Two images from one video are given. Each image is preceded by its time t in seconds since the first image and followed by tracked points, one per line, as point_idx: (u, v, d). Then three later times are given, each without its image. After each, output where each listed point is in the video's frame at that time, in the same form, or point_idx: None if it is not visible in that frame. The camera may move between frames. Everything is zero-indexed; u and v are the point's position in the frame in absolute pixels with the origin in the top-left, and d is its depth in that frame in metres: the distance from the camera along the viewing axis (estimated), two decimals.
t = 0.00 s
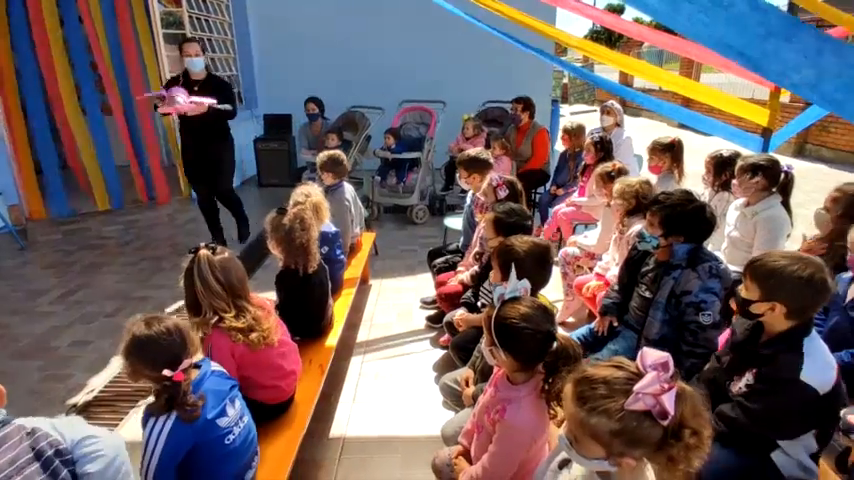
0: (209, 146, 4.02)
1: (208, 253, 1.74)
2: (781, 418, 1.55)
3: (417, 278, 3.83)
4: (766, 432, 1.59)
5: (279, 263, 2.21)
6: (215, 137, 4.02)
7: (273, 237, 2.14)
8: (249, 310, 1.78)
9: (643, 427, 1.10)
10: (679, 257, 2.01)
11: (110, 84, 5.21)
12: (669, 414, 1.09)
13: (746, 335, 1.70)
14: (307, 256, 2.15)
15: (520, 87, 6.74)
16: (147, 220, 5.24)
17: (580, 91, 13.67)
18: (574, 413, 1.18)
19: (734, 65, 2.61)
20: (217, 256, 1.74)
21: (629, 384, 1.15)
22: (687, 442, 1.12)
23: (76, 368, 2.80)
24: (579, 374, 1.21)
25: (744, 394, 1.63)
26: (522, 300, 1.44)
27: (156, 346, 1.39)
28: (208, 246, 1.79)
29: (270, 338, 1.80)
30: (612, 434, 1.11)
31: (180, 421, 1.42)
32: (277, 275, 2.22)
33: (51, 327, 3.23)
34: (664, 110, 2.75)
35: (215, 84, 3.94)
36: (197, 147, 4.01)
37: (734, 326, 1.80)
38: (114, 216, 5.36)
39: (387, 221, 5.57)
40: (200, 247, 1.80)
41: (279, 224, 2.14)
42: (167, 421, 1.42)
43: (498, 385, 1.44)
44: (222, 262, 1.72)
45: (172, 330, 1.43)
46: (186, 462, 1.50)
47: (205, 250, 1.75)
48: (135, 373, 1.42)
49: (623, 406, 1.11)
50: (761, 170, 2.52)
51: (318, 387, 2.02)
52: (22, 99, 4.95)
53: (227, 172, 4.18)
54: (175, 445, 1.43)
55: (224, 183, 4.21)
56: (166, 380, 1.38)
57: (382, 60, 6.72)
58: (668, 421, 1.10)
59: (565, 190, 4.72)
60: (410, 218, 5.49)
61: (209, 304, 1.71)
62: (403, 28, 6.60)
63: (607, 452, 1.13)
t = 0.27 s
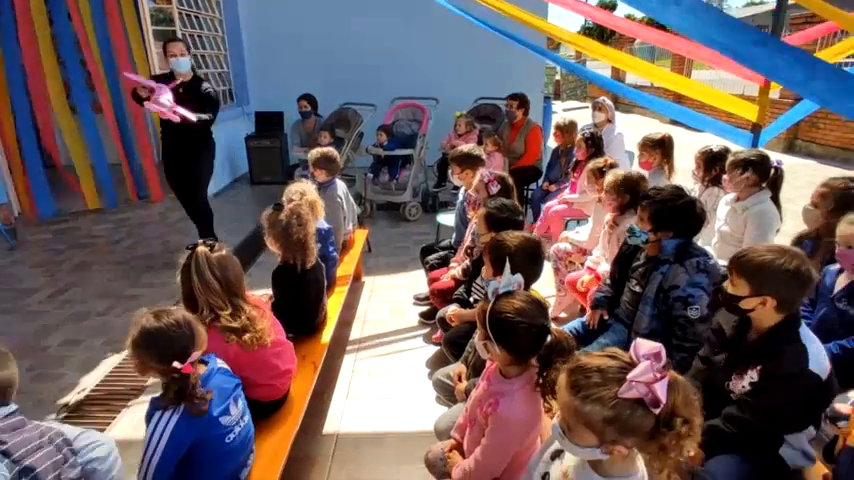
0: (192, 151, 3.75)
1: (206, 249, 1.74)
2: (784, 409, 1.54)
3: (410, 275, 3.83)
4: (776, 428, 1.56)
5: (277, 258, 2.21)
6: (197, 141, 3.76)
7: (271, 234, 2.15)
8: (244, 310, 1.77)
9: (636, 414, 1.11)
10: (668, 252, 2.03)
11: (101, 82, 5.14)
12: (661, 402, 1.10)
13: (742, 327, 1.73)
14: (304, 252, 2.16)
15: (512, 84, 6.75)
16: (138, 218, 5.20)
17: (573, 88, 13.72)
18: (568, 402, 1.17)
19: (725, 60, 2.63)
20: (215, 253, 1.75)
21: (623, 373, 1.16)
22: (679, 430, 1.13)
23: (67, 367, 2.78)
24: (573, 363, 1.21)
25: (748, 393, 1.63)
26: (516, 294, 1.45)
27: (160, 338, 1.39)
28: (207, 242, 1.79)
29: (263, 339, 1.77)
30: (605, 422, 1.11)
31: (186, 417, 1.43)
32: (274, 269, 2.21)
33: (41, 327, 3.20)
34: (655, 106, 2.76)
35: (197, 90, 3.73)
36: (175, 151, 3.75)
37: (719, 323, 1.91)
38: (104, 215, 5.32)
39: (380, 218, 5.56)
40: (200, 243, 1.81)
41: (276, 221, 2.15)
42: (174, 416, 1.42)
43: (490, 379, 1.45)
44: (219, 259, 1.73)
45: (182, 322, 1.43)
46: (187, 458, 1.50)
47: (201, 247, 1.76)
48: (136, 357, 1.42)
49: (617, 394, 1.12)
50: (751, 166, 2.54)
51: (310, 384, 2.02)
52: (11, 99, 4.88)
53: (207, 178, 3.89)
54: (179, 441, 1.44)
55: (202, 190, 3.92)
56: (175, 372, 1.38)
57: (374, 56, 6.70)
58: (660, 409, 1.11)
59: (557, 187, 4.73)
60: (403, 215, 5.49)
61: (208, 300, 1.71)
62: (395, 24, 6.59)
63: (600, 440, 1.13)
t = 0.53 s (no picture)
0: (180, 154, 3.57)
1: (200, 251, 1.74)
2: (776, 405, 1.58)
3: (405, 272, 3.83)
4: (769, 421, 1.60)
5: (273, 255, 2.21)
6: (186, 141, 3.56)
7: (269, 232, 2.14)
8: (239, 311, 1.76)
9: (629, 406, 1.12)
10: (662, 249, 2.04)
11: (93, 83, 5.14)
12: (654, 392, 1.11)
13: (731, 321, 1.75)
14: (302, 250, 2.16)
15: (507, 81, 6.75)
16: (132, 217, 5.18)
17: (567, 85, 13.74)
18: (562, 393, 1.18)
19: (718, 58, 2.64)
20: (208, 254, 1.74)
21: (616, 365, 1.17)
22: (671, 421, 1.14)
23: (61, 366, 2.77)
24: (567, 356, 1.22)
25: (745, 388, 1.64)
26: (511, 290, 1.46)
27: (162, 333, 1.40)
28: (200, 244, 1.79)
29: (259, 339, 1.78)
30: (598, 412, 1.12)
31: (192, 412, 1.44)
32: (273, 267, 2.20)
33: (35, 326, 3.19)
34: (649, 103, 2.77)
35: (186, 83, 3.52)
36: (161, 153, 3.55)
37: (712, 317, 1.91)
38: (98, 213, 5.29)
39: (375, 216, 5.56)
40: (192, 244, 1.80)
41: (272, 219, 2.14)
42: (179, 411, 1.43)
43: (485, 374, 1.46)
44: (212, 260, 1.72)
45: (187, 317, 1.45)
46: (189, 456, 1.50)
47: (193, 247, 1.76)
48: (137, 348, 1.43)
49: (610, 385, 1.13)
50: (745, 163, 2.56)
51: (305, 382, 2.02)
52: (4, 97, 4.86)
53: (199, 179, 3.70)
54: (181, 437, 1.44)
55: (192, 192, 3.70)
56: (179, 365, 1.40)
57: (368, 53, 6.69)
58: (653, 400, 1.12)
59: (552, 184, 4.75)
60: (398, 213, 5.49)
61: (204, 301, 1.70)
62: (389, 21, 6.58)
63: (594, 431, 1.14)
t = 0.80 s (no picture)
0: (170, 152, 3.46)
1: (197, 251, 1.75)
2: (767, 403, 1.60)
3: (404, 271, 3.83)
4: (756, 417, 1.62)
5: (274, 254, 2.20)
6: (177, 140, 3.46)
7: (270, 231, 2.14)
8: (236, 311, 1.76)
9: (629, 400, 1.12)
10: (661, 247, 2.04)
11: (91, 81, 5.09)
12: (653, 387, 1.11)
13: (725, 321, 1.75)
14: (303, 248, 2.15)
15: (506, 80, 6.75)
16: (130, 216, 5.17)
17: (565, 84, 13.72)
18: (561, 390, 1.17)
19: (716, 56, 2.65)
20: (205, 255, 1.75)
21: (615, 360, 1.17)
22: (670, 415, 1.15)
23: (59, 365, 2.77)
24: (566, 352, 1.22)
25: (729, 383, 1.66)
26: (510, 289, 1.46)
27: (164, 335, 1.41)
28: (198, 244, 1.79)
29: (255, 340, 1.77)
30: (598, 408, 1.12)
31: (195, 401, 1.45)
32: (273, 265, 2.20)
33: (33, 325, 3.18)
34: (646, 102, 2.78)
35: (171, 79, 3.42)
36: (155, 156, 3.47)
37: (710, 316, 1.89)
38: (96, 212, 5.28)
39: (373, 215, 5.55)
40: (190, 244, 1.81)
41: (272, 217, 2.14)
42: (183, 401, 1.43)
43: (485, 373, 1.46)
44: (209, 260, 1.73)
45: (189, 316, 1.46)
46: (189, 448, 1.49)
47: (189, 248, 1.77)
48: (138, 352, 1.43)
49: (610, 380, 1.13)
50: (749, 163, 2.56)
51: (304, 380, 2.02)
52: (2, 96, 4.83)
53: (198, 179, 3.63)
54: (181, 436, 1.44)
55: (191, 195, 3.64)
56: (196, 360, 1.44)
57: (366, 52, 6.69)
58: (652, 395, 1.12)
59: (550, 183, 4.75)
60: (397, 212, 5.48)
61: (204, 301, 1.70)
62: (386, 19, 6.57)
63: (594, 427, 1.14)
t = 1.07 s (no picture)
0: (159, 156, 3.32)
1: (198, 250, 1.73)
2: (757, 400, 1.59)
3: (404, 271, 3.83)
4: (740, 412, 1.63)
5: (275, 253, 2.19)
6: (168, 147, 3.31)
7: (270, 229, 2.13)
8: (237, 310, 1.74)
9: (630, 398, 1.12)
10: (661, 246, 2.04)
11: (92, 81, 5.08)
12: (655, 386, 1.11)
13: (726, 318, 1.72)
14: (306, 247, 2.15)
15: (506, 79, 6.74)
16: (130, 216, 5.16)
17: (565, 84, 13.70)
18: (564, 383, 1.17)
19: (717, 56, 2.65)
20: (206, 254, 1.73)
21: (618, 357, 1.17)
22: (672, 419, 1.14)
23: (59, 365, 2.76)
24: (572, 347, 1.23)
25: (720, 375, 1.67)
26: (512, 288, 1.46)
27: (165, 338, 1.40)
28: (199, 242, 1.78)
29: (257, 339, 1.77)
30: (598, 402, 1.12)
31: (197, 404, 1.45)
32: (274, 265, 2.19)
33: (32, 325, 3.18)
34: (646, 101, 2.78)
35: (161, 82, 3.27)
36: (146, 165, 3.33)
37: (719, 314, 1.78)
38: (95, 212, 5.27)
39: (374, 214, 5.55)
40: (191, 243, 1.80)
41: (272, 215, 2.13)
42: (187, 402, 1.43)
43: (488, 372, 1.46)
44: (210, 260, 1.72)
45: (188, 316, 1.45)
46: (191, 451, 1.49)
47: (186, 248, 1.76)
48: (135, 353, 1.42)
49: (610, 376, 1.13)
50: (756, 160, 2.55)
51: (305, 380, 2.01)
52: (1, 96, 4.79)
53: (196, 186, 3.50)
54: (184, 436, 1.44)
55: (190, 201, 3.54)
56: (205, 356, 1.47)
57: (366, 52, 6.68)
58: (653, 394, 1.11)
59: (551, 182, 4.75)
60: (397, 211, 5.48)
61: (208, 300, 1.70)
62: (386, 19, 6.56)
63: (592, 421, 1.13)
